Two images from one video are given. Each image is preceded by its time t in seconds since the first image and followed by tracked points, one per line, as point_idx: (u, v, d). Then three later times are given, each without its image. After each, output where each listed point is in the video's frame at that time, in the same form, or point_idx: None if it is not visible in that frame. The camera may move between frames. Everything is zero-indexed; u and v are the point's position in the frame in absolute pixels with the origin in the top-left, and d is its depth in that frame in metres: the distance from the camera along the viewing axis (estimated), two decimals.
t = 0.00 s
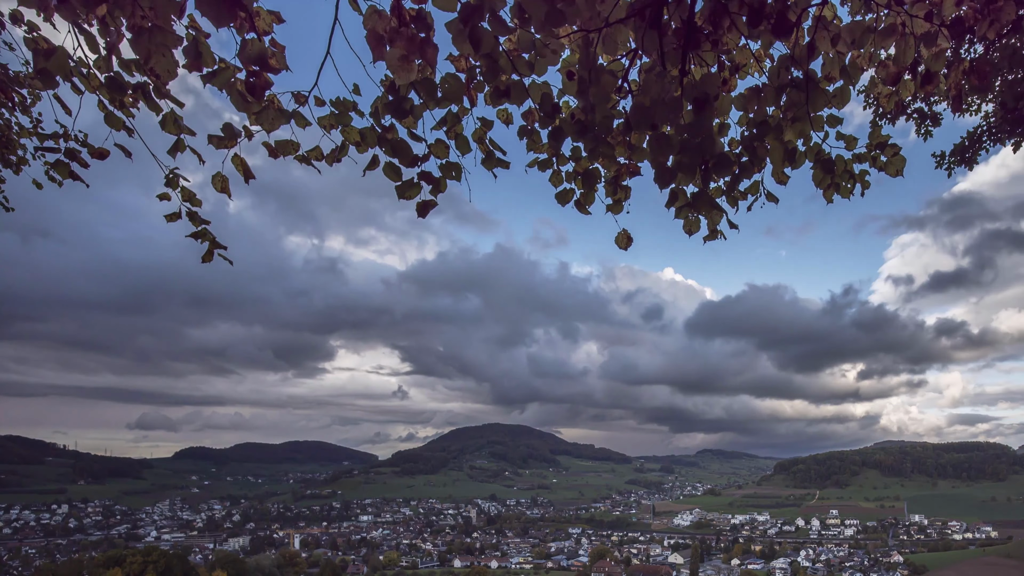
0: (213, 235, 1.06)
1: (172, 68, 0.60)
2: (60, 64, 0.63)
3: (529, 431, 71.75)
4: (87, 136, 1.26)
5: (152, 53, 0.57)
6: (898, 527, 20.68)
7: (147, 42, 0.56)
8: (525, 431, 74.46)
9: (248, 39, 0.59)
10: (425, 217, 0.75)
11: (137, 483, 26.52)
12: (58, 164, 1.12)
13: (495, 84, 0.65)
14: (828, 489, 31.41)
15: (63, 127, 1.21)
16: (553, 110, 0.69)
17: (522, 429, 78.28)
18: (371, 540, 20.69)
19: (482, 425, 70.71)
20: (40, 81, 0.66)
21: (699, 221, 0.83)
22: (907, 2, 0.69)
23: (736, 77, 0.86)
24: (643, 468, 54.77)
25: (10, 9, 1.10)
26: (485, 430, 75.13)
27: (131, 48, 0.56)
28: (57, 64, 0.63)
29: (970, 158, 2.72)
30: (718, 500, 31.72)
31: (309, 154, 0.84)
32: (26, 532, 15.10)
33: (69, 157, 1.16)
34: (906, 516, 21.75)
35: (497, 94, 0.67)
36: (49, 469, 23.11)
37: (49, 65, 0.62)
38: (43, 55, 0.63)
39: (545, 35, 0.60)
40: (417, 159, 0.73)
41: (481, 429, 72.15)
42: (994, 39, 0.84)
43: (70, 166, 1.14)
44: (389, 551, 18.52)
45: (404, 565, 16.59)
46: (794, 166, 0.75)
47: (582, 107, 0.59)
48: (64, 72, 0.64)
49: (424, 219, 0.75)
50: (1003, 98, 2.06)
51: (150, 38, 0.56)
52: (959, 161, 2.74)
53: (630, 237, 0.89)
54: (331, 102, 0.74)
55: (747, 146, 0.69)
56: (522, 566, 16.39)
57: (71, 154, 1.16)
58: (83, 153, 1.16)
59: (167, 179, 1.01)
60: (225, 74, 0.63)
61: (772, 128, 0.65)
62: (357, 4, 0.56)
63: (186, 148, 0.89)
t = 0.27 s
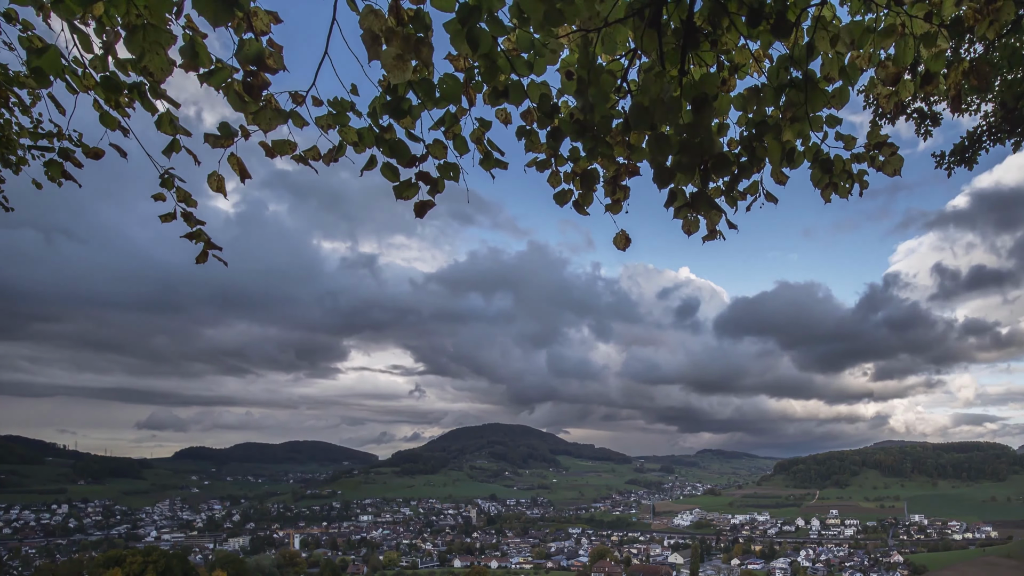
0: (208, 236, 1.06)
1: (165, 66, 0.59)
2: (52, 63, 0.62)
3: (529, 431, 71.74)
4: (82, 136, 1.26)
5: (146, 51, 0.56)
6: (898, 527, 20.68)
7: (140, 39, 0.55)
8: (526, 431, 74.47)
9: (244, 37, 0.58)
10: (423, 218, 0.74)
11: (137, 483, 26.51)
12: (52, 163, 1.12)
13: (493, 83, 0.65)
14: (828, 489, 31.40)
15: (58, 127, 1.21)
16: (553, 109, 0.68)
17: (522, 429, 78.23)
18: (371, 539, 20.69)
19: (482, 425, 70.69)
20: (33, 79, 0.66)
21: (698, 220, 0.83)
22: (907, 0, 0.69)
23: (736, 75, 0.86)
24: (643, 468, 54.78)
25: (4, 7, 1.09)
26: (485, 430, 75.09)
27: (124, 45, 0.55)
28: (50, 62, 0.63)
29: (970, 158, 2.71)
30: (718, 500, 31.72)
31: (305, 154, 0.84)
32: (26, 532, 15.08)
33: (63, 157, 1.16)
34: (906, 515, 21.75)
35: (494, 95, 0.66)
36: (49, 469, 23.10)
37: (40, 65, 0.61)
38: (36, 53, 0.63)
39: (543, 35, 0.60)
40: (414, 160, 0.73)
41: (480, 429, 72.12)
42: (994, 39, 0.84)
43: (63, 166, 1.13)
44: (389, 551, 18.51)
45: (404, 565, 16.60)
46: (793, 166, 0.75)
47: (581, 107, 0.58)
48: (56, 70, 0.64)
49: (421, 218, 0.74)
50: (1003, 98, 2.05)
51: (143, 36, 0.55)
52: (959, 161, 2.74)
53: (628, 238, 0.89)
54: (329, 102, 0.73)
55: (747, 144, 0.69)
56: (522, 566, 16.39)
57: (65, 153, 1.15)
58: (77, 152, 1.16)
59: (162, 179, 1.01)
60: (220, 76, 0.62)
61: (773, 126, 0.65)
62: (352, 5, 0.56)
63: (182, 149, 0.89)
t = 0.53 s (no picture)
0: (211, 236, 1.06)
1: (171, 71, 0.60)
2: (57, 64, 0.63)
3: (529, 431, 71.74)
4: (85, 135, 1.26)
5: (151, 54, 0.57)
6: (897, 527, 20.69)
7: (146, 42, 0.56)
8: (526, 431, 74.44)
9: (247, 36, 0.58)
10: (423, 218, 0.75)
11: (137, 483, 26.50)
12: (56, 163, 1.12)
13: (494, 83, 0.65)
14: (828, 489, 31.40)
15: (61, 127, 1.22)
16: (553, 109, 0.68)
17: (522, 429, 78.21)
18: (371, 539, 20.70)
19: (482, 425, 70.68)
20: (35, 79, 0.66)
21: (697, 220, 0.83)
22: (906, 0, 0.69)
23: (735, 75, 0.87)
24: (643, 468, 54.79)
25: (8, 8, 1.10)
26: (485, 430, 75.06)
27: (129, 48, 0.56)
28: (55, 62, 0.63)
29: (970, 157, 2.71)
30: (718, 500, 31.72)
31: (307, 154, 0.84)
32: (26, 532, 15.07)
33: (66, 157, 1.16)
34: (906, 516, 21.75)
35: (495, 95, 0.67)
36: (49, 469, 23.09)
37: (45, 64, 0.62)
38: (39, 52, 0.63)
39: (544, 35, 0.60)
40: (416, 159, 0.73)
41: (480, 429, 72.11)
42: (993, 40, 0.84)
43: (66, 166, 1.13)
44: (389, 551, 18.51)
45: (404, 565, 16.60)
46: (792, 166, 0.75)
47: (582, 106, 0.59)
48: (62, 70, 0.64)
49: (423, 218, 0.74)
50: (1003, 98, 2.05)
51: (149, 40, 0.56)
52: (959, 161, 2.74)
53: (629, 236, 0.89)
54: (330, 102, 0.74)
55: (746, 145, 0.69)
56: (522, 566, 16.38)
57: (68, 153, 1.16)
58: (80, 153, 1.16)
59: (164, 179, 1.01)
60: (223, 74, 0.63)
61: (773, 127, 0.65)
62: (353, 6, 0.56)
63: (184, 149, 0.89)
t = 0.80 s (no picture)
0: (211, 235, 1.06)
1: (175, 70, 0.60)
2: (59, 64, 0.63)
3: (529, 432, 71.73)
4: (86, 134, 1.26)
5: (152, 54, 0.57)
6: (898, 528, 20.69)
7: (148, 42, 0.56)
8: (526, 431, 74.38)
9: (246, 38, 0.58)
10: (424, 218, 0.75)
11: (137, 483, 26.48)
12: (55, 163, 1.12)
13: (493, 85, 0.65)
14: (828, 489, 31.40)
15: (61, 127, 1.22)
16: (552, 110, 0.69)
17: (522, 429, 78.13)
18: (371, 540, 20.71)
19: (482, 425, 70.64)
20: (36, 78, 0.66)
21: (699, 220, 0.83)
22: (907, 2, 0.69)
23: (737, 75, 0.86)
24: (643, 468, 54.80)
25: (8, 9, 1.10)
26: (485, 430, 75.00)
27: (133, 50, 0.56)
28: (55, 62, 0.63)
29: (970, 158, 2.72)
30: (718, 500, 31.72)
31: (307, 155, 0.84)
32: (26, 532, 15.05)
33: (66, 156, 1.16)
34: (906, 515, 21.75)
35: (496, 94, 0.67)
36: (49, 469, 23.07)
37: (47, 64, 0.62)
38: (40, 53, 0.63)
39: (543, 36, 0.60)
40: (417, 159, 0.73)
41: (480, 429, 72.06)
42: (995, 39, 0.84)
43: (66, 166, 1.13)
44: (389, 551, 18.51)
45: (404, 565, 16.59)
46: (794, 165, 0.75)
47: (582, 106, 0.59)
48: (62, 71, 0.64)
49: (423, 217, 0.75)
50: (1002, 97, 2.05)
51: (152, 42, 0.56)
52: (958, 161, 2.75)
53: (630, 236, 0.89)
54: (331, 102, 0.74)
55: (747, 145, 0.69)
56: (522, 566, 16.38)
57: (68, 152, 1.16)
58: (81, 152, 1.16)
59: (165, 178, 1.02)
60: (223, 76, 0.63)
61: (773, 127, 0.65)
62: (355, 6, 0.56)
63: (184, 148, 0.89)
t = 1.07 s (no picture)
0: (213, 235, 1.06)
1: (176, 69, 0.60)
2: (61, 63, 0.63)
3: (529, 432, 71.72)
4: (87, 135, 1.26)
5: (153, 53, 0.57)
6: (898, 528, 20.69)
7: (149, 43, 0.56)
8: (526, 432, 74.38)
9: (248, 38, 0.58)
10: (426, 217, 0.75)
11: (137, 483, 26.48)
12: (58, 163, 1.12)
13: (495, 84, 0.65)
14: (828, 489, 31.39)
15: (64, 127, 1.22)
16: (554, 110, 0.68)
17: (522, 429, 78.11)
18: (371, 539, 20.71)
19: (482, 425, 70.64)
20: (39, 80, 0.66)
21: (700, 220, 0.83)
22: (908, 1, 0.69)
23: (738, 75, 0.86)
24: (643, 468, 54.79)
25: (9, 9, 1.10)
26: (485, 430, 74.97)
27: (133, 50, 0.56)
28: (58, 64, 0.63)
29: (970, 158, 2.72)
30: (718, 501, 31.72)
31: (309, 153, 0.84)
32: (27, 532, 15.04)
33: (69, 157, 1.16)
34: (906, 516, 21.75)
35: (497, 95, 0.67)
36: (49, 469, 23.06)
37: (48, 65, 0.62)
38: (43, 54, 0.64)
39: (546, 33, 0.60)
40: (417, 160, 0.73)
41: (480, 429, 72.04)
42: (994, 39, 0.84)
43: (69, 166, 1.14)
44: (389, 551, 18.50)
45: (404, 565, 16.60)
46: (794, 166, 0.75)
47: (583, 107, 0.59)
48: (64, 72, 0.64)
49: (424, 219, 0.75)
50: (1003, 97, 2.05)
51: (152, 38, 0.56)
52: (958, 161, 2.74)
53: (630, 237, 0.89)
54: (332, 101, 0.74)
55: (748, 145, 0.69)
56: (522, 566, 16.37)
57: (71, 153, 1.16)
58: (82, 153, 1.16)
59: (167, 178, 1.01)
60: (225, 75, 0.63)
61: (774, 128, 0.65)
62: (356, 4, 0.56)
63: (187, 148, 0.89)
